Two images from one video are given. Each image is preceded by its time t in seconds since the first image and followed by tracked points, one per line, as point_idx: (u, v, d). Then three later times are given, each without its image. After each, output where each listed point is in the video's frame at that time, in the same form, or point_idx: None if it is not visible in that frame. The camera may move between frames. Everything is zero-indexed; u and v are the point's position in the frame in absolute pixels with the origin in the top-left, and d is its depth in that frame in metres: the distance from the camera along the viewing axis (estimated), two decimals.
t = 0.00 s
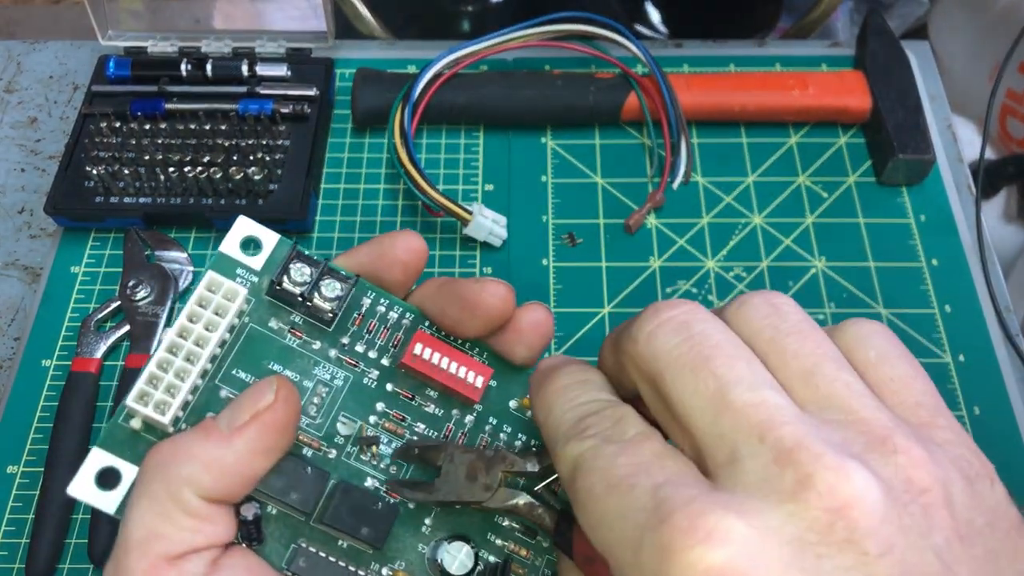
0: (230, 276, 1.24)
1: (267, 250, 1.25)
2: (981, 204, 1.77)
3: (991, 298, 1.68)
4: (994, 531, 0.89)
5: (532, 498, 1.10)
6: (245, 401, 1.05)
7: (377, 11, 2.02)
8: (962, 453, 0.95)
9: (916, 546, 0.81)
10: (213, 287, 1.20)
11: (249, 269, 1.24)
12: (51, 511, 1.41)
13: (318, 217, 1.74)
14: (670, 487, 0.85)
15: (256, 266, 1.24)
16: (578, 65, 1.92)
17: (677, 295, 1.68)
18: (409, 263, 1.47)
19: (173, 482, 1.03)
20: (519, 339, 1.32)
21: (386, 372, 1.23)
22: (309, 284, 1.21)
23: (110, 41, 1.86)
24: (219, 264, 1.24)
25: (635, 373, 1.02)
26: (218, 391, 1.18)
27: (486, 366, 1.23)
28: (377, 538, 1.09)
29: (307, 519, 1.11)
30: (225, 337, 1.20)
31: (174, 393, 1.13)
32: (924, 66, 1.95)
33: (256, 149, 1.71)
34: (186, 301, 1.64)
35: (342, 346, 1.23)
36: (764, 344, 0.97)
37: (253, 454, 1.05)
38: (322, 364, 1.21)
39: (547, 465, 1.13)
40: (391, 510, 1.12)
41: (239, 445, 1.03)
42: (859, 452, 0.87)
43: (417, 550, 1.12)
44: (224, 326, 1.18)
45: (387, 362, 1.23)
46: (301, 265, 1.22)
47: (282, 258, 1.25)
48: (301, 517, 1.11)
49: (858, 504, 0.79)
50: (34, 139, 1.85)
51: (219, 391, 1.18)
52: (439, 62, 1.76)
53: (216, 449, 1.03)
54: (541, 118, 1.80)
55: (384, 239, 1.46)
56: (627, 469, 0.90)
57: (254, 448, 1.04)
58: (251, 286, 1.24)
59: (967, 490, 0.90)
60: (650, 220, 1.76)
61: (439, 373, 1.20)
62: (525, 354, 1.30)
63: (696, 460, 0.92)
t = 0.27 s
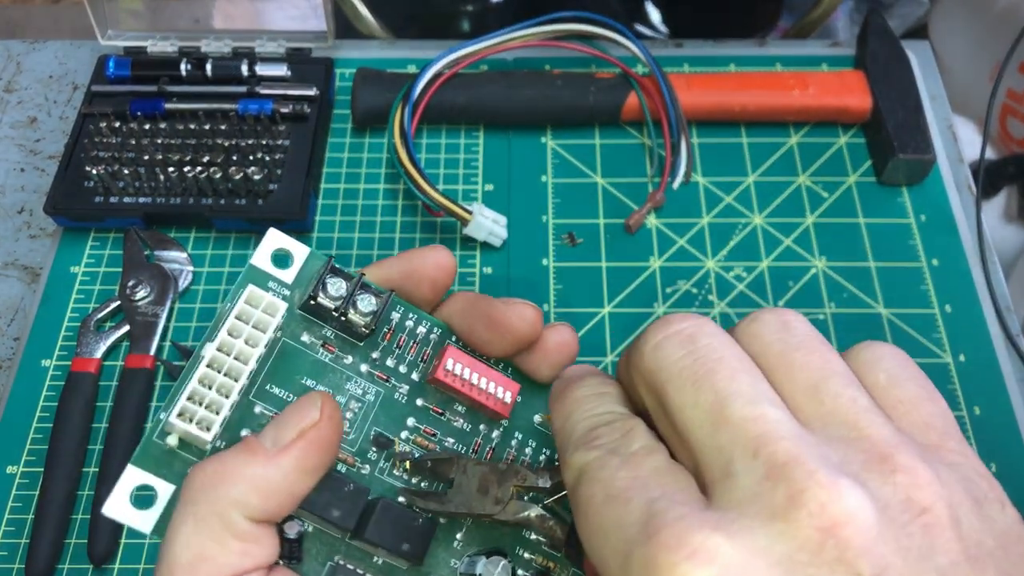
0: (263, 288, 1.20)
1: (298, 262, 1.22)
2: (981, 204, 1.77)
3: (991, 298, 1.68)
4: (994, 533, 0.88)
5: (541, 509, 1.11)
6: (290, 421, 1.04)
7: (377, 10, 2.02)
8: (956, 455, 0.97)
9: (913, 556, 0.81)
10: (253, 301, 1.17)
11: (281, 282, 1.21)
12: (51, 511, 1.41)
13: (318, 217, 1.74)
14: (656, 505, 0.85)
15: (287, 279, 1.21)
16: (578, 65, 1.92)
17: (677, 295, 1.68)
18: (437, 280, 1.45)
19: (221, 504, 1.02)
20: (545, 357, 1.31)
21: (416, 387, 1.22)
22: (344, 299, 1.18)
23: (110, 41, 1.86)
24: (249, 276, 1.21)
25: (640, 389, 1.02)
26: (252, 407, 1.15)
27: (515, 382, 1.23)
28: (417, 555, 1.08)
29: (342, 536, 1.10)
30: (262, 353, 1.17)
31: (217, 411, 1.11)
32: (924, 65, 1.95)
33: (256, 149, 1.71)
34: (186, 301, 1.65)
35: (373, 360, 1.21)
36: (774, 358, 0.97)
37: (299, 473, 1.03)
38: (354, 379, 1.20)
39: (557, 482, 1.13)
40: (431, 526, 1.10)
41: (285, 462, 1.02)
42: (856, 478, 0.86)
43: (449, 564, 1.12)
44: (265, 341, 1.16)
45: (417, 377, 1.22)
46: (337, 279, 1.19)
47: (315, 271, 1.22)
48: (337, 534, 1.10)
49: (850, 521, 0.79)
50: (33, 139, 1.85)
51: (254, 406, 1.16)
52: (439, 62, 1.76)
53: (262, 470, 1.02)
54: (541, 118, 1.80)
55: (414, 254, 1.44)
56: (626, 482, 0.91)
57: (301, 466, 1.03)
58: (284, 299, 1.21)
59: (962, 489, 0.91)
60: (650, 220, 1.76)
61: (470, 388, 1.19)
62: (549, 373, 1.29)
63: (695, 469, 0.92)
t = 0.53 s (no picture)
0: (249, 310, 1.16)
1: (280, 277, 1.17)
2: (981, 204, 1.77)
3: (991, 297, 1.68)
4: (994, 533, 0.88)
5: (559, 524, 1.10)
6: (298, 454, 0.98)
7: (377, 10, 2.02)
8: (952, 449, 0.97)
9: (920, 543, 0.82)
10: (252, 328, 1.09)
11: (267, 300, 1.16)
12: (51, 511, 1.41)
13: (318, 217, 1.74)
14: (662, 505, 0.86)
15: (273, 297, 1.17)
16: (578, 65, 1.92)
17: (678, 295, 1.68)
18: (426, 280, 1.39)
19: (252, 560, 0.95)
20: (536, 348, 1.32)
21: (417, 389, 1.20)
22: (339, 311, 1.11)
23: (110, 41, 1.86)
24: (232, 299, 1.15)
25: (667, 400, 1.04)
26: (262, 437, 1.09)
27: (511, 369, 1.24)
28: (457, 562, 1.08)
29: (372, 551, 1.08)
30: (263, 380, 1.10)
31: (235, 450, 1.03)
32: (924, 65, 1.95)
33: (256, 149, 1.71)
34: (186, 301, 1.66)
35: (372, 368, 1.18)
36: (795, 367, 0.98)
37: (321, 507, 0.98)
38: (358, 392, 1.16)
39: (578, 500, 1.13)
40: (462, 531, 1.10)
41: (306, 501, 0.97)
42: (869, 483, 0.86)
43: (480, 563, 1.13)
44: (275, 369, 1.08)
45: (417, 378, 1.20)
46: (330, 289, 1.11)
47: (299, 285, 1.18)
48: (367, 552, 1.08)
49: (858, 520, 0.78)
50: (33, 139, 1.85)
51: (263, 436, 1.09)
52: (439, 62, 1.76)
53: (284, 514, 0.96)
54: (541, 118, 1.80)
55: (402, 253, 1.38)
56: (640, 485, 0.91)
57: (321, 500, 0.98)
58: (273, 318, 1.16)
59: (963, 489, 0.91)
60: (650, 220, 1.76)
61: (473, 381, 1.19)
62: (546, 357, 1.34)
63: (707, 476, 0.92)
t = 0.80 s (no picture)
0: (233, 329, 1.03)
1: (263, 289, 1.05)
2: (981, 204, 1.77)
3: (991, 297, 1.68)
4: (997, 530, 0.87)
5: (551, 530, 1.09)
6: (318, 493, 0.92)
7: (377, 10, 2.02)
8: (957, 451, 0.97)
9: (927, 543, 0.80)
10: (244, 356, 0.96)
11: (251, 316, 1.04)
12: (51, 511, 1.41)
13: (318, 217, 1.74)
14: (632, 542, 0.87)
15: (257, 310, 1.05)
16: (578, 64, 1.92)
17: (678, 295, 1.68)
18: (418, 281, 1.38)
19: None
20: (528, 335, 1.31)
21: (412, 393, 1.14)
22: (330, 322, 1.03)
23: (110, 41, 1.86)
24: (214, 317, 1.02)
25: (634, 422, 1.02)
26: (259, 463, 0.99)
27: (504, 362, 1.20)
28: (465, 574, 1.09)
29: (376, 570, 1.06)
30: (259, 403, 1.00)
31: (240, 488, 0.93)
32: (924, 65, 1.95)
33: (256, 149, 1.71)
34: (186, 301, 1.66)
35: (365, 376, 1.10)
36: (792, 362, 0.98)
37: (345, 546, 0.94)
38: (353, 403, 1.09)
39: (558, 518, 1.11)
40: (471, 540, 1.11)
41: (330, 541, 0.93)
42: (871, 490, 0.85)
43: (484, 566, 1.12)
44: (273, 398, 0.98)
45: (411, 382, 1.14)
46: (320, 301, 1.02)
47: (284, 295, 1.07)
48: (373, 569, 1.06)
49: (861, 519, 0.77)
50: (33, 139, 1.85)
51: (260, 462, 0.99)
52: (439, 62, 1.76)
53: (308, 557, 0.92)
54: (541, 118, 1.80)
55: (391, 255, 1.38)
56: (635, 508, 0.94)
57: (345, 538, 0.94)
58: (259, 334, 1.04)
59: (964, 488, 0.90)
60: (650, 220, 1.76)
61: (469, 381, 1.14)
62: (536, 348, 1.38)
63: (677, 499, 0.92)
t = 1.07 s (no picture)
0: (234, 317, 1.07)
1: (266, 280, 1.09)
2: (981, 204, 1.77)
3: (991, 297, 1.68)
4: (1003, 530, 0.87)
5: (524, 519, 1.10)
6: (299, 470, 0.92)
7: (377, 10, 2.02)
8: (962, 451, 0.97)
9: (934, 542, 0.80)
10: (243, 341, 1.01)
11: (252, 305, 1.08)
12: (51, 511, 1.41)
13: (318, 217, 1.74)
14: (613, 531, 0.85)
15: (258, 302, 1.08)
16: (578, 64, 1.92)
17: (678, 295, 1.68)
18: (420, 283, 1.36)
19: None
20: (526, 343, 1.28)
21: (404, 389, 1.15)
22: (327, 317, 1.05)
23: (110, 41, 1.86)
24: (217, 306, 1.06)
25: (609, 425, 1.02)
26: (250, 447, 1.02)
27: (496, 367, 1.21)
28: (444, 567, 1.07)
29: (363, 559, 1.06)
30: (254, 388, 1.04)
31: (230, 467, 0.97)
32: (924, 65, 1.95)
33: (256, 149, 1.71)
34: (186, 301, 1.65)
35: (359, 371, 1.12)
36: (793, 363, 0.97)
37: (325, 523, 0.93)
38: (344, 396, 1.10)
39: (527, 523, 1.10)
40: (452, 533, 1.09)
41: (310, 518, 0.92)
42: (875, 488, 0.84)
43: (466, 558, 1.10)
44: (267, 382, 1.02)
45: (403, 379, 1.16)
46: (319, 295, 1.05)
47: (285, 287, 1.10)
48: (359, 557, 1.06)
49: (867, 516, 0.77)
50: (33, 139, 1.85)
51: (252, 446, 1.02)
52: (439, 62, 1.76)
53: (290, 534, 0.91)
54: (541, 118, 1.80)
55: (392, 256, 1.35)
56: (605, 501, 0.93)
57: (326, 515, 0.93)
58: (259, 324, 1.08)
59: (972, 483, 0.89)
60: (651, 220, 1.76)
61: (460, 382, 1.15)
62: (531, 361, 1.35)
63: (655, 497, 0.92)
